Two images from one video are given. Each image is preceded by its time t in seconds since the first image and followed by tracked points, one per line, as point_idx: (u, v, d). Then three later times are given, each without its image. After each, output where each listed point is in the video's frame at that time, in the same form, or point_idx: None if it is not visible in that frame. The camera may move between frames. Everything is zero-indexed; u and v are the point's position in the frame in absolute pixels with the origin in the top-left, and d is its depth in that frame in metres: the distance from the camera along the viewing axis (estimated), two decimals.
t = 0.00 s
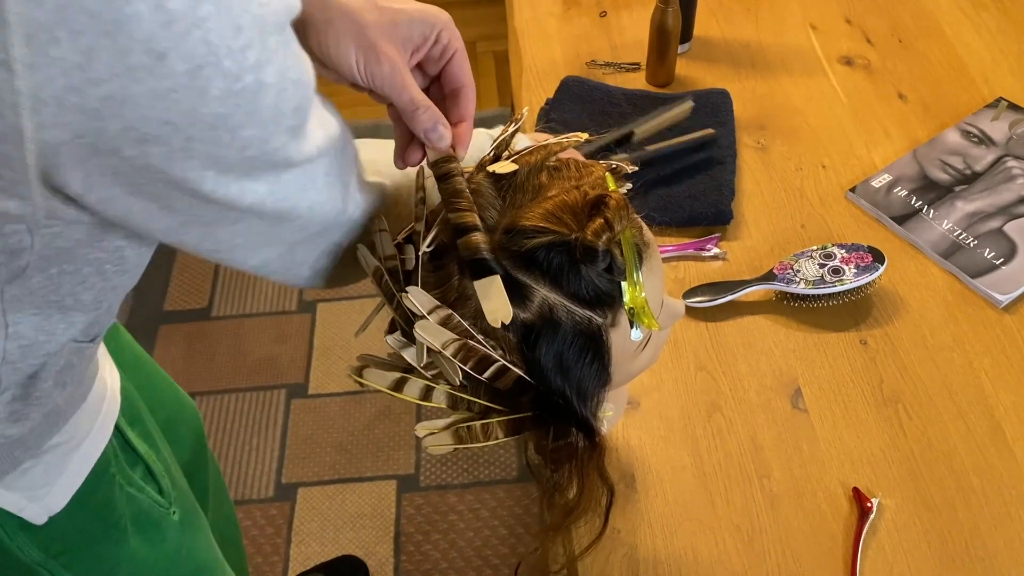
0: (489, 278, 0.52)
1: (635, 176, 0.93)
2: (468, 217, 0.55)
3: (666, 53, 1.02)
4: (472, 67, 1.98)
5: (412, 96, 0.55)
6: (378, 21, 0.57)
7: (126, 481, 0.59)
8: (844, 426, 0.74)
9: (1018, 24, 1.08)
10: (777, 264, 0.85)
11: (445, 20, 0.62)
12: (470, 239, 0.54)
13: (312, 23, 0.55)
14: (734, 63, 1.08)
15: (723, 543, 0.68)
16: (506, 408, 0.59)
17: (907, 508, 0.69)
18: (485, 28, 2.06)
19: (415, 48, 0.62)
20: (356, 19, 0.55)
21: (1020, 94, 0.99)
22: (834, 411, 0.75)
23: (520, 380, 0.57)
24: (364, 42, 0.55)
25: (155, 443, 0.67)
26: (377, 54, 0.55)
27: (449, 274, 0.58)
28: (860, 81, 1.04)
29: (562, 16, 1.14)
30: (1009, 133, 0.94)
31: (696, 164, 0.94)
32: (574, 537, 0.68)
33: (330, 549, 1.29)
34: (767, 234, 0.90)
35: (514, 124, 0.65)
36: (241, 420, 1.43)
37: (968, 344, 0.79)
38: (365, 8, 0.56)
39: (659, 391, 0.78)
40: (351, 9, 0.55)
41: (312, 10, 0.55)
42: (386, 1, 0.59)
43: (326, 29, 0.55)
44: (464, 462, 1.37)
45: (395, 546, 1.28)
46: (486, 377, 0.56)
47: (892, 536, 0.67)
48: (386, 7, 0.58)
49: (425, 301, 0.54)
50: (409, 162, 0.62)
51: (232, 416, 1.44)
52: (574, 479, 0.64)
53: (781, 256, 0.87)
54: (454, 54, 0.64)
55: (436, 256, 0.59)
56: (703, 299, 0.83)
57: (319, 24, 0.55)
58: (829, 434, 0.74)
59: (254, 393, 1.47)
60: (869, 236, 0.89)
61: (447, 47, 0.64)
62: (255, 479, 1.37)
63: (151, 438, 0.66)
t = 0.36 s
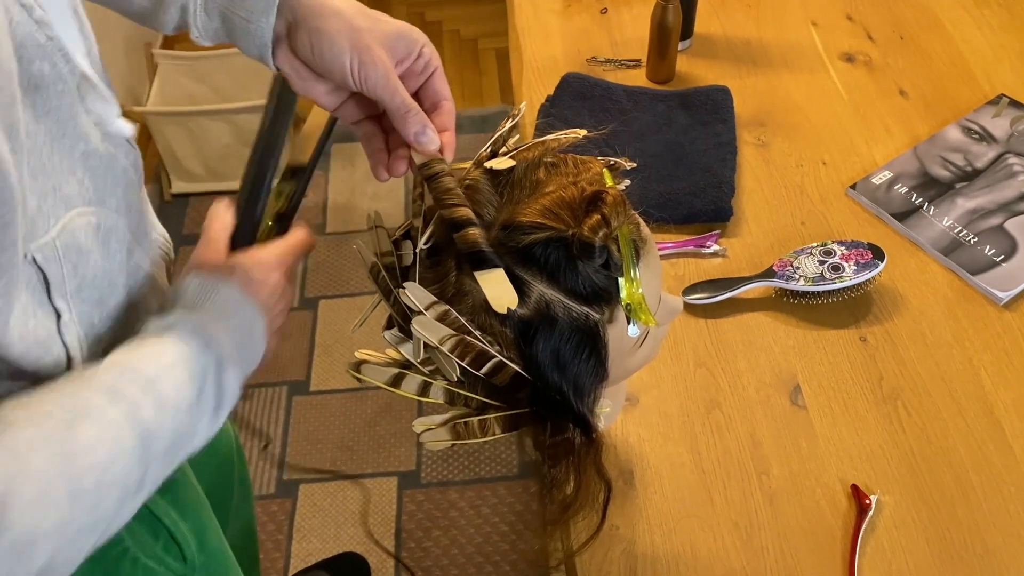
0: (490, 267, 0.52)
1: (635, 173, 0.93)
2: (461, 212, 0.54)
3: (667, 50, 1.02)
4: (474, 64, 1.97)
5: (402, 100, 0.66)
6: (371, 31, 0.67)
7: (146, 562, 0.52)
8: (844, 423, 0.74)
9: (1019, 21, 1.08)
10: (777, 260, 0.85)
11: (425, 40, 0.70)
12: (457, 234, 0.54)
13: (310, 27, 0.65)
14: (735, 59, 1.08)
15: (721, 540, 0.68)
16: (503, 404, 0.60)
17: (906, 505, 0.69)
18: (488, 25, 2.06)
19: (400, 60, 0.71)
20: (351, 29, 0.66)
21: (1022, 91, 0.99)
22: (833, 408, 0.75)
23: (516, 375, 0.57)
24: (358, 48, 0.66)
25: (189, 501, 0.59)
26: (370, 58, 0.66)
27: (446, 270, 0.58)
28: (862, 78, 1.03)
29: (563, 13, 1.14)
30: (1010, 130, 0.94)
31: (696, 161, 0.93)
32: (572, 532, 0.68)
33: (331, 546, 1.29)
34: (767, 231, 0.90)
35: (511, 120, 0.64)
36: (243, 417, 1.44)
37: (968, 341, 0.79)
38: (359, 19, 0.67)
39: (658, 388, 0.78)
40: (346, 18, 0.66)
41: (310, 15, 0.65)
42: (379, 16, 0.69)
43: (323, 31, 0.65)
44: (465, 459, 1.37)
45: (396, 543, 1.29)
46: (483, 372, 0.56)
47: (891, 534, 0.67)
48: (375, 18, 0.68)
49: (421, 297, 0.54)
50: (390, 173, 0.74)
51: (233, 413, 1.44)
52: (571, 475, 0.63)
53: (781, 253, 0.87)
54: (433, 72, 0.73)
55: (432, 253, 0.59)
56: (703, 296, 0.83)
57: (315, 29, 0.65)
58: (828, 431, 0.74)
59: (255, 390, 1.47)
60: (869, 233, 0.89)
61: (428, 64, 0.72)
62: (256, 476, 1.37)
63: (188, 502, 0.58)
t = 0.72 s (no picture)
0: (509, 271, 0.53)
1: (637, 168, 0.93)
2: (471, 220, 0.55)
3: (670, 45, 1.02)
4: (478, 60, 1.98)
5: (394, 118, 0.66)
6: (342, 53, 0.67)
7: None
8: (845, 416, 0.75)
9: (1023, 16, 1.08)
10: (779, 254, 0.85)
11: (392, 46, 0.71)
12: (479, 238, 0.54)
13: (284, 62, 0.64)
14: (738, 54, 1.08)
15: (723, 532, 0.68)
16: (506, 395, 0.60)
17: (907, 497, 0.69)
18: (493, 21, 2.06)
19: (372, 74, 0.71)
20: (326, 58, 0.65)
21: None
22: (834, 400, 0.76)
23: (520, 366, 0.58)
24: (338, 77, 0.65)
25: None
26: (352, 84, 0.66)
27: (451, 262, 0.59)
28: (865, 73, 1.04)
29: (566, 8, 1.14)
30: (1013, 125, 0.94)
31: (699, 156, 0.94)
32: (574, 523, 0.69)
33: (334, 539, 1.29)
34: (770, 225, 0.90)
35: (514, 112, 0.65)
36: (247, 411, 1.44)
37: (970, 335, 0.79)
38: (329, 44, 0.66)
39: (661, 381, 0.78)
40: (318, 47, 0.65)
41: (282, 52, 0.64)
42: (343, 34, 0.68)
43: (300, 67, 0.64)
44: (468, 453, 1.37)
45: (400, 537, 1.29)
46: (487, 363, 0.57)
47: (892, 526, 0.68)
48: (339, 37, 0.67)
49: (427, 288, 0.55)
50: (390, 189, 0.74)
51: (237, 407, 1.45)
52: (574, 466, 0.65)
53: (784, 247, 0.87)
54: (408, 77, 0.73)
55: (436, 245, 0.60)
56: (705, 290, 0.83)
57: (291, 63, 0.64)
58: (829, 424, 0.74)
59: (259, 384, 1.48)
60: (872, 227, 0.89)
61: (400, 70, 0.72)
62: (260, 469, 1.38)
63: None
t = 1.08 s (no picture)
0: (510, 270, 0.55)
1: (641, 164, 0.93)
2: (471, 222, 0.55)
3: (674, 41, 1.02)
4: (481, 57, 1.98)
5: (389, 127, 0.66)
6: (330, 66, 0.65)
7: None
8: (847, 410, 0.75)
9: None
10: (783, 250, 0.86)
11: (377, 55, 0.70)
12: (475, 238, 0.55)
13: (275, 85, 0.63)
14: (742, 51, 1.08)
15: (726, 526, 0.68)
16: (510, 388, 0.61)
17: (909, 492, 0.69)
18: (496, 18, 2.06)
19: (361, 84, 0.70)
20: (317, 76, 0.64)
21: None
22: (837, 395, 0.76)
23: (525, 360, 0.58)
24: (330, 94, 0.64)
25: None
26: (346, 99, 0.65)
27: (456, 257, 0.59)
28: (868, 70, 1.04)
29: (570, 4, 1.15)
30: (1016, 122, 0.94)
31: (703, 153, 0.94)
32: (578, 516, 0.69)
33: (338, 535, 1.30)
34: (773, 221, 0.90)
35: (525, 109, 0.66)
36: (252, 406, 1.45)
37: (973, 330, 0.80)
38: (317, 59, 0.64)
39: (664, 376, 0.79)
40: (307, 64, 0.63)
41: (272, 75, 0.62)
42: (328, 45, 0.66)
43: (292, 89, 0.63)
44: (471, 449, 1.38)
45: (404, 532, 1.30)
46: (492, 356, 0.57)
47: (894, 521, 0.68)
48: (325, 49, 0.66)
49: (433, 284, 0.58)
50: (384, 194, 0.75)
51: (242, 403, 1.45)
52: (577, 458, 0.67)
53: (787, 243, 0.88)
54: (397, 87, 0.72)
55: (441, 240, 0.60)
56: (709, 286, 0.83)
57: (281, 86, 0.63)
58: (832, 419, 0.75)
59: (264, 380, 1.48)
60: (875, 224, 0.89)
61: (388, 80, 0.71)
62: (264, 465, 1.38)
63: None
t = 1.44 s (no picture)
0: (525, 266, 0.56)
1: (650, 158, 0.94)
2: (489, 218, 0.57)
3: (681, 35, 1.03)
4: (485, 53, 1.98)
5: (411, 105, 0.65)
6: (349, 43, 0.65)
7: None
8: (855, 401, 0.75)
9: None
10: (790, 243, 0.86)
11: (385, 20, 0.69)
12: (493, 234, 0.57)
13: (301, 71, 0.62)
14: (749, 45, 1.08)
15: (736, 516, 0.69)
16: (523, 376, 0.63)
17: (917, 482, 0.70)
18: (500, 15, 2.07)
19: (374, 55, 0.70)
20: (338, 57, 0.63)
21: None
22: (845, 386, 0.76)
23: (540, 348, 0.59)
24: (353, 74, 0.64)
25: None
26: (367, 79, 0.64)
27: (471, 246, 0.60)
28: (875, 64, 1.04)
29: None
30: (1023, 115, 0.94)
31: (710, 146, 0.94)
32: (587, 508, 0.70)
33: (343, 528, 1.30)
34: (780, 214, 0.90)
35: (538, 99, 0.66)
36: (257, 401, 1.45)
37: (980, 323, 0.80)
38: (337, 38, 0.64)
39: (673, 367, 0.79)
40: (329, 46, 0.63)
41: (296, 61, 0.61)
42: (344, 19, 0.66)
43: (317, 73, 0.62)
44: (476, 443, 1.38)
45: (409, 526, 1.30)
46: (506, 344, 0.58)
47: (902, 511, 0.68)
48: (342, 25, 0.65)
49: (448, 272, 0.58)
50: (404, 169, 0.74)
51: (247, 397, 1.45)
52: (592, 447, 0.69)
53: (794, 236, 0.88)
54: (406, 51, 0.71)
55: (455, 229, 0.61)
56: (718, 278, 0.84)
57: (306, 71, 0.62)
58: (840, 410, 0.75)
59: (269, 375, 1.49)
60: (883, 217, 0.89)
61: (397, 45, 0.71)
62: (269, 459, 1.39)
63: None
